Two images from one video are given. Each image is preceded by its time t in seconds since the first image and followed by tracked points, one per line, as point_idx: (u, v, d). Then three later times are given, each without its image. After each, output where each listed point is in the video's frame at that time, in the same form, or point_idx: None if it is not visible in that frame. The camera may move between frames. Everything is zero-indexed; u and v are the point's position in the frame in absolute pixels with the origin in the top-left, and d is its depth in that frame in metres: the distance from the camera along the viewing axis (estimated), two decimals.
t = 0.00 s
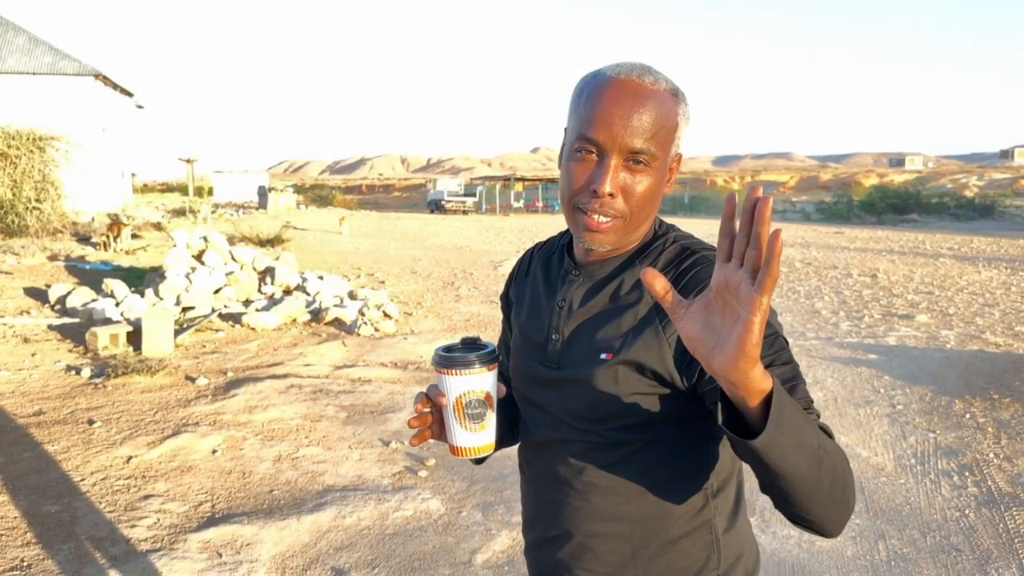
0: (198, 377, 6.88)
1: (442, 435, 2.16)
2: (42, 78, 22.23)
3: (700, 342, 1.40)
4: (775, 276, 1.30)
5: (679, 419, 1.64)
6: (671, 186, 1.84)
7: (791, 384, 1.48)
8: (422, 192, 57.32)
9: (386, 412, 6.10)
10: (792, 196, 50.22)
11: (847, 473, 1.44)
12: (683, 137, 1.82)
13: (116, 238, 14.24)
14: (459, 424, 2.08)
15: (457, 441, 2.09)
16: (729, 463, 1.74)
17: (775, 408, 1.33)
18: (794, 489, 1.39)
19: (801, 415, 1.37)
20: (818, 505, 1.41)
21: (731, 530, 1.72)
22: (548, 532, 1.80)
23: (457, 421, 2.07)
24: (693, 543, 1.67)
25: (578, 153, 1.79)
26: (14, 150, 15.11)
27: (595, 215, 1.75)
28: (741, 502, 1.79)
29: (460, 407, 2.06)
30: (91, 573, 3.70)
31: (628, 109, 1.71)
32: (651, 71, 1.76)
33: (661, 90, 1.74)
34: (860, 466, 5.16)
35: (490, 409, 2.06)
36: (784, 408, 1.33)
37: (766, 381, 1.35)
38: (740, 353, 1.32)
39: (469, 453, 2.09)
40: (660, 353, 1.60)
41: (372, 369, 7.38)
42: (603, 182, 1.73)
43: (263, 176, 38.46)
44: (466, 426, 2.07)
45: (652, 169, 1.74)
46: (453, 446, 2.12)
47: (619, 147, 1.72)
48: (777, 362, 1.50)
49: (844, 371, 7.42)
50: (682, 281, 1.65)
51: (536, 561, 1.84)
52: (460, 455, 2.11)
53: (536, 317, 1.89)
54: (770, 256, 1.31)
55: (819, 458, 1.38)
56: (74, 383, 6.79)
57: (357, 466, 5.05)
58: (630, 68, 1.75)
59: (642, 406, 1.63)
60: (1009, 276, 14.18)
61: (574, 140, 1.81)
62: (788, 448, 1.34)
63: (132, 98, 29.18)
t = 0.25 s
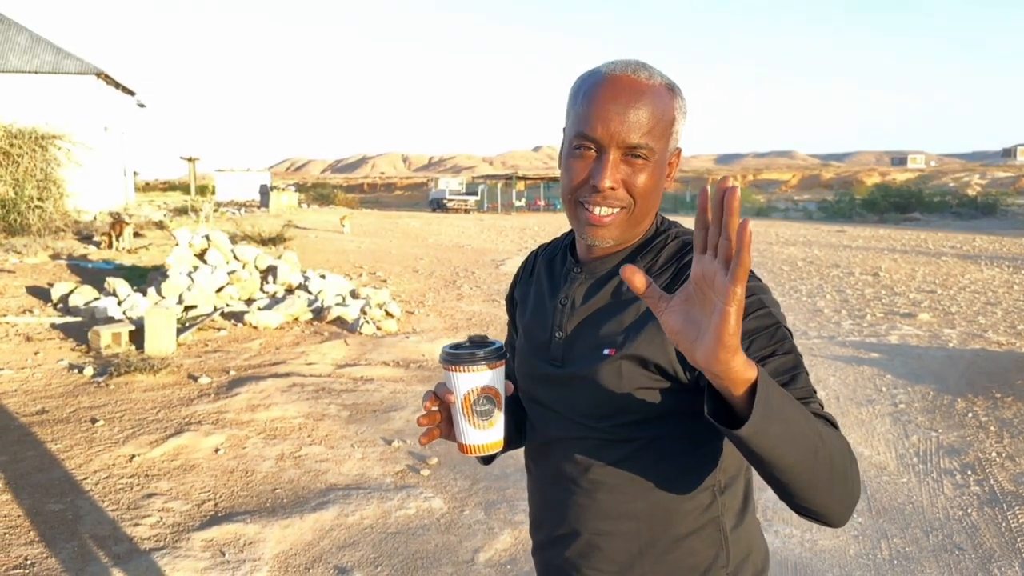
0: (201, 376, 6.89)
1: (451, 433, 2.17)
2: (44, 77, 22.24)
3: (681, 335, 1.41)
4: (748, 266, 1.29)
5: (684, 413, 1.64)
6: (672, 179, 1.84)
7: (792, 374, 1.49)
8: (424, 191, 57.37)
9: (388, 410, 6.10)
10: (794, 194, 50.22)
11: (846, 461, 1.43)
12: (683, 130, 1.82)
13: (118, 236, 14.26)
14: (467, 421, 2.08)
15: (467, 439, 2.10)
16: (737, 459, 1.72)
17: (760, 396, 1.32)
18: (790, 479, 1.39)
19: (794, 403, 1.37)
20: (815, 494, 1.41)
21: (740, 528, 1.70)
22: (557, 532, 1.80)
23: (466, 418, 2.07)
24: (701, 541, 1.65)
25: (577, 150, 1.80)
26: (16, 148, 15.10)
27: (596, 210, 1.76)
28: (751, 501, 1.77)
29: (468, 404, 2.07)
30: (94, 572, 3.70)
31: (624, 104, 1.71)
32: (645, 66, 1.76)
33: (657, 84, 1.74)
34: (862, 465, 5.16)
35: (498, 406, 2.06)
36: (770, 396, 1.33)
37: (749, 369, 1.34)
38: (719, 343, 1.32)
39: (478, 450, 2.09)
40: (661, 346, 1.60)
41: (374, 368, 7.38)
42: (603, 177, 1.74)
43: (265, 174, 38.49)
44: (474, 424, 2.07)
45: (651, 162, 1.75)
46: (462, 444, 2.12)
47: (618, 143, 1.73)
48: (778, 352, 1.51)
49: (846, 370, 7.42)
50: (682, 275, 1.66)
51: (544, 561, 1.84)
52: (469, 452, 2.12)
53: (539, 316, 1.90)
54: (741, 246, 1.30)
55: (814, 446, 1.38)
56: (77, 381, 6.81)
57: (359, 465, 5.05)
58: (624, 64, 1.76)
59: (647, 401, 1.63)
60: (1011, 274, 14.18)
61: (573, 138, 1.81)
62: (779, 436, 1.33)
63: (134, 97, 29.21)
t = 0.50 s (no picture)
0: (202, 375, 6.91)
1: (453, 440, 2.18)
2: (46, 76, 22.22)
3: (668, 346, 1.42)
4: (721, 280, 1.29)
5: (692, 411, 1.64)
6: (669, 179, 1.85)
7: (794, 370, 1.50)
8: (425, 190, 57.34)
9: (389, 409, 6.11)
10: (795, 193, 50.22)
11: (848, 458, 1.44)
12: (676, 130, 1.83)
13: (119, 235, 14.27)
14: (471, 427, 2.09)
15: (470, 446, 2.11)
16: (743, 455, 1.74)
17: (749, 403, 1.33)
18: (792, 480, 1.40)
19: (788, 404, 1.37)
20: (816, 494, 1.42)
21: (748, 523, 1.71)
22: (567, 533, 1.80)
23: (470, 424, 2.08)
24: (711, 537, 1.66)
25: (571, 156, 1.80)
26: (18, 148, 15.24)
27: (593, 212, 1.77)
28: (757, 496, 1.79)
29: (472, 411, 2.08)
30: (96, 570, 3.71)
31: (614, 106, 1.72)
32: (634, 69, 1.77)
33: (647, 85, 1.75)
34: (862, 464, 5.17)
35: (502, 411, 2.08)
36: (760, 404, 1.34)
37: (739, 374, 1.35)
38: (703, 355, 1.33)
39: (481, 457, 2.11)
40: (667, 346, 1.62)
41: (375, 367, 7.39)
42: (598, 180, 1.75)
43: (265, 173, 38.48)
44: (478, 430, 2.09)
45: (645, 162, 1.75)
46: (465, 450, 2.14)
47: (610, 145, 1.74)
48: (782, 348, 1.53)
49: (846, 369, 7.42)
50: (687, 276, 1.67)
51: (554, 563, 1.84)
52: (473, 459, 2.13)
53: (543, 320, 1.91)
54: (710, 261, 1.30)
55: (813, 445, 1.38)
56: (78, 380, 6.82)
57: (360, 463, 5.06)
58: (613, 68, 1.77)
59: (654, 400, 1.64)
60: (1012, 273, 14.19)
61: (566, 144, 1.82)
62: (773, 441, 1.34)
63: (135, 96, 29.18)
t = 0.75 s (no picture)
0: (202, 374, 6.91)
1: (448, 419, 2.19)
2: (45, 75, 22.18)
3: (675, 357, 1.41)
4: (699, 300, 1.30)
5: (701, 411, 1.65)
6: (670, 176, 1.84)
7: (808, 370, 1.51)
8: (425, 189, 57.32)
9: (389, 408, 6.11)
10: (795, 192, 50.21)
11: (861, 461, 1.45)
12: (674, 125, 1.82)
13: (119, 234, 14.25)
14: (472, 407, 2.09)
15: (468, 426, 2.12)
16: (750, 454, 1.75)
17: (761, 408, 1.33)
18: (804, 485, 1.41)
19: (800, 408, 1.38)
20: (831, 497, 1.43)
21: (754, 523, 1.72)
22: (572, 534, 1.80)
23: (469, 405, 2.08)
24: (718, 538, 1.66)
25: (568, 157, 1.81)
26: (18, 146, 15.33)
27: (592, 211, 1.77)
28: (761, 496, 1.80)
29: (472, 390, 2.07)
30: (95, 570, 3.71)
31: (608, 103, 1.73)
32: (627, 66, 1.78)
33: (640, 81, 1.76)
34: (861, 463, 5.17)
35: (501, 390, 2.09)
36: (771, 410, 1.34)
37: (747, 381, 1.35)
38: (703, 372, 1.33)
39: (480, 437, 2.12)
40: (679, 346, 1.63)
41: (374, 366, 7.39)
42: (594, 179, 1.75)
43: (265, 172, 38.44)
44: (479, 410, 2.09)
45: (642, 159, 1.75)
46: (463, 430, 2.14)
47: (605, 143, 1.74)
48: (794, 348, 1.53)
49: (845, 368, 7.43)
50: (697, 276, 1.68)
51: (556, 563, 1.85)
52: (470, 439, 2.13)
53: (549, 319, 1.91)
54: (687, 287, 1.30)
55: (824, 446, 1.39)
56: (78, 379, 6.82)
57: (359, 463, 5.07)
58: (606, 66, 1.78)
59: (664, 399, 1.65)
60: (1011, 273, 14.19)
61: (565, 145, 1.83)
62: (785, 447, 1.35)
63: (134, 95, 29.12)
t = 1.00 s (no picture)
0: (201, 372, 6.91)
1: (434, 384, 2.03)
2: (44, 74, 22.14)
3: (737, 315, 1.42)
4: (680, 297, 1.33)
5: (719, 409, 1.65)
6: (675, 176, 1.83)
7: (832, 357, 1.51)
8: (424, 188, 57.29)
9: (388, 407, 6.12)
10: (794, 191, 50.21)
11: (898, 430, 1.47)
12: (676, 125, 1.80)
13: (118, 233, 14.24)
14: (464, 360, 1.99)
15: (460, 380, 2.00)
16: (756, 458, 1.77)
17: (807, 366, 1.35)
18: (844, 455, 1.42)
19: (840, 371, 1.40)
20: (871, 466, 1.44)
21: (760, 527, 1.75)
22: (578, 545, 1.75)
23: (465, 356, 1.98)
24: (731, 543, 1.68)
25: (570, 162, 1.78)
26: (15, 145, 15.45)
27: (598, 218, 1.75)
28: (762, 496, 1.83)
29: (467, 341, 1.98)
30: (96, 568, 3.72)
31: (611, 106, 1.71)
32: (629, 66, 1.75)
33: (643, 81, 1.73)
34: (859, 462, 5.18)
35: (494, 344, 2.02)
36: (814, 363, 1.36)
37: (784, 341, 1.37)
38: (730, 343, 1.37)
39: (474, 393, 2.01)
40: (696, 346, 1.61)
41: (373, 365, 7.39)
42: (599, 185, 1.72)
43: (264, 171, 38.38)
44: (473, 362, 2.00)
45: (647, 164, 1.72)
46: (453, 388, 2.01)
47: (609, 148, 1.72)
48: (814, 335, 1.52)
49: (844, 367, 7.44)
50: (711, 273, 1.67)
51: None
52: (460, 396, 2.01)
53: (552, 323, 1.87)
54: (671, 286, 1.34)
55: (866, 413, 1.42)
56: (77, 378, 6.82)
57: (359, 461, 5.07)
58: (607, 68, 1.75)
59: (681, 402, 1.63)
60: (1009, 272, 14.19)
61: (566, 150, 1.80)
62: (828, 405, 1.37)
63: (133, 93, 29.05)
